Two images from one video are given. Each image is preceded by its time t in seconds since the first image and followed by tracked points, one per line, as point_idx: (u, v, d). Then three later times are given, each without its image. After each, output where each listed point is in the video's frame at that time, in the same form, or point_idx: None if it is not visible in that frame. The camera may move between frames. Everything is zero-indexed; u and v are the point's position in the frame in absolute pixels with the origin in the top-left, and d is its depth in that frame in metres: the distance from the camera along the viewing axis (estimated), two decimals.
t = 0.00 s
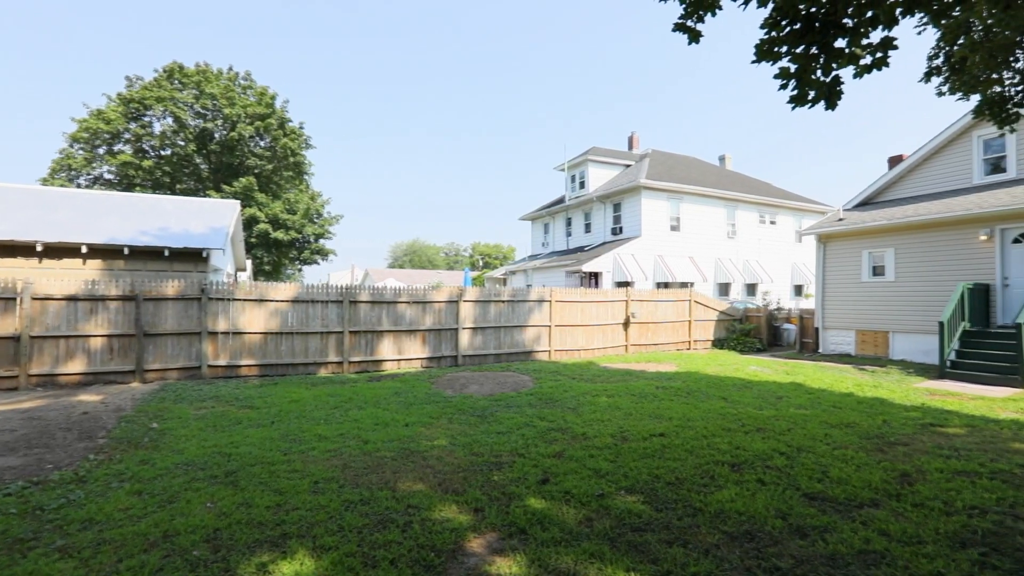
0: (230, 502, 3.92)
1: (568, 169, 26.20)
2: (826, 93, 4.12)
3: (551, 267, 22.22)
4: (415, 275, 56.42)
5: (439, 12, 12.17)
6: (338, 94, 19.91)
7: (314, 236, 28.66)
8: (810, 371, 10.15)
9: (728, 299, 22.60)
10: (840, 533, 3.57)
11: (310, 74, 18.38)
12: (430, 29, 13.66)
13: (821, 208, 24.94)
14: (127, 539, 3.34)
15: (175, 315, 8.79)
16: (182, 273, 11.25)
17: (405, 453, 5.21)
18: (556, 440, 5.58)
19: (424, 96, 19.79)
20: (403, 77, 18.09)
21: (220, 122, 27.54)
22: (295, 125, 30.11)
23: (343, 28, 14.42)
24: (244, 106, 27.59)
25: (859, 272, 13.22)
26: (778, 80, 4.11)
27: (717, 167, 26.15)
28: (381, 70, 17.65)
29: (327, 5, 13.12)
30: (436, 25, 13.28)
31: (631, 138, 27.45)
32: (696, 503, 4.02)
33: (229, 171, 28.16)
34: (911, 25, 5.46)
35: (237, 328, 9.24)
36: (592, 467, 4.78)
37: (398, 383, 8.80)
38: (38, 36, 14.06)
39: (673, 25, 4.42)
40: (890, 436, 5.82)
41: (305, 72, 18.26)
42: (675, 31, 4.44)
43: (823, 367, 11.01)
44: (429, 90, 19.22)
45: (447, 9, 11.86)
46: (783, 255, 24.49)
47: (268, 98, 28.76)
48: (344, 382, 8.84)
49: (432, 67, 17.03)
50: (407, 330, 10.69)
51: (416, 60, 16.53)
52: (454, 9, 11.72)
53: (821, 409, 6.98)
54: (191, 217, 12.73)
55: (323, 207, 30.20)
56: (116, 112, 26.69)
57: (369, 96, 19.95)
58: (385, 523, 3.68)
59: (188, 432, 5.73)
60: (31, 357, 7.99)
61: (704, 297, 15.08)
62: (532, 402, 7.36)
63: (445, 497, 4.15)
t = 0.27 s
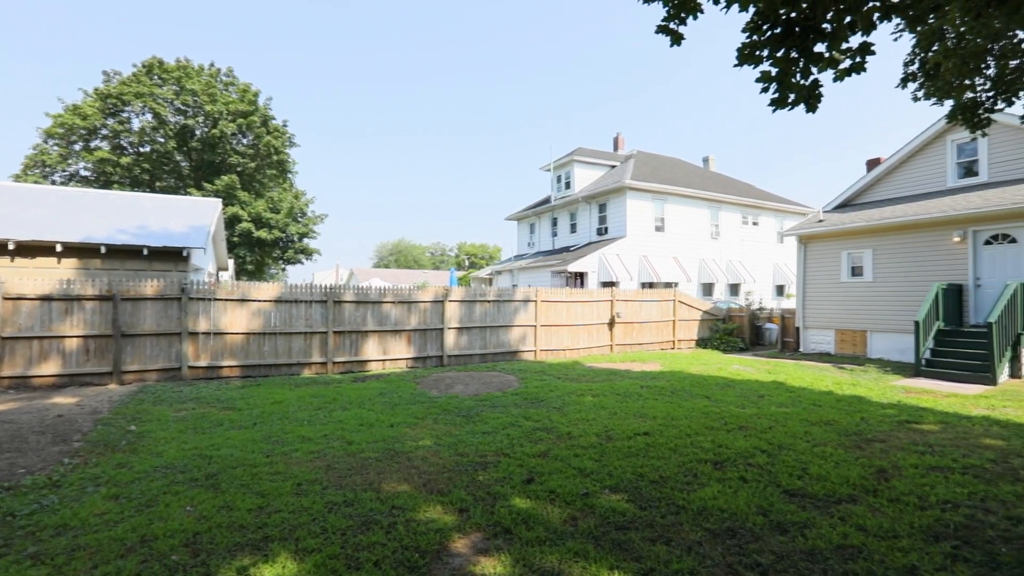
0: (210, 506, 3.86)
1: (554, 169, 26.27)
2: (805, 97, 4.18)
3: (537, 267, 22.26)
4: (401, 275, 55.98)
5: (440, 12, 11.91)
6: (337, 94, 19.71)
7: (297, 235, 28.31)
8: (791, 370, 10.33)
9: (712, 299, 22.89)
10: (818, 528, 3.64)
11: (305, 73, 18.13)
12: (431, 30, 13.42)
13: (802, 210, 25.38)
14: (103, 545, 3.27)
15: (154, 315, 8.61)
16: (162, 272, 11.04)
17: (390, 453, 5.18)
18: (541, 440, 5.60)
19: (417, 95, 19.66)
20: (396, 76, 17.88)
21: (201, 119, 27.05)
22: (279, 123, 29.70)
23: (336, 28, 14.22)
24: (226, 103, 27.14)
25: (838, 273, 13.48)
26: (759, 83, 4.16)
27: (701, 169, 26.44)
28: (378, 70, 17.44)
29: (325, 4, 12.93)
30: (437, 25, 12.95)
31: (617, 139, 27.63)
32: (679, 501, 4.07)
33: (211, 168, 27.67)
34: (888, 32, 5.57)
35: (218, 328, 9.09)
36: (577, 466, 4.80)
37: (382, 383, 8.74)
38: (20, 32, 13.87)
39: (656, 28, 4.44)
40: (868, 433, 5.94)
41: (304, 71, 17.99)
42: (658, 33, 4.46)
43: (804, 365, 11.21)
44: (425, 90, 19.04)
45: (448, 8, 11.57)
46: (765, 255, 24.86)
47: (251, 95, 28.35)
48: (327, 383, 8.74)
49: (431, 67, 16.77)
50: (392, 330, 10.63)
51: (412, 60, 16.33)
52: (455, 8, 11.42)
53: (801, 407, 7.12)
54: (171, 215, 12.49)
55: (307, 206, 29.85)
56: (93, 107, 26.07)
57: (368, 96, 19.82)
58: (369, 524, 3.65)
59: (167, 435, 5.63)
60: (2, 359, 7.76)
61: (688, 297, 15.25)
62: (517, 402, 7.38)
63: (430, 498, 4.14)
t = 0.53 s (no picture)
0: (190, 509, 3.79)
1: (540, 169, 26.32)
2: (786, 100, 4.21)
3: (523, 267, 22.29)
4: (387, 275, 55.53)
5: (432, 12, 11.77)
6: (323, 93, 19.51)
7: (281, 234, 27.94)
8: (773, 369, 10.50)
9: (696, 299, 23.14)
10: (798, 524, 3.70)
11: (305, 73, 17.84)
12: (426, 29, 13.26)
13: (784, 211, 25.80)
14: (78, 552, 3.19)
15: (133, 315, 8.43)
16: (140, 271, 10.82)
17: (374, 455, 5.14)
18: (526, 439, 5.61)
19: (404, 95, 19.55)
20: (382, 76, 17.75)
21: (181, 116, 26.55)
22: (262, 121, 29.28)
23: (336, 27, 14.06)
24: (207, 99, 26.67)
25: (819, 273, 13.73)
26: (741, 86, 4.18)
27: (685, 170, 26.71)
28: (363, 69, 17.28)
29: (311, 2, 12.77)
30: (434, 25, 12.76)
31: (602, 140, 27.78)
32: (662, 499, 4.11)
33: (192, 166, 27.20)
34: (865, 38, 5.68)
35: (199, 328, 8.94)
36: (562, 466, 4.82)
37: (367, 383, 8.67)
38: None
39: (640, 30, 4.44)
40: (846, 430, 6.07)
41: (302, 71, 17.66)
42: (642, 36, 4.47)
43: (785, 364, 11.40)
44: (412, 89, 18.94)
45: (437, 8, 11.44)
46: (748, 256, 25.21)
47: (233, 92, 27.91)
48: (311, 384, 8.63)
49: (421, 67, 16.65)
50: (377, 330, 10.55)
51: (399, 60, 16.22)
52: (444, 8, 11.29)
53: (782, 405, 7.24)
54: (150, 213, 12.25)
55: (290, 205, 29.49)
56: (68, 102, 25.42)
57: (354, 95, 19.65)
58: (353, 526, 3.63)
59: (145, 437, 5.52)
60: None
61: (672, 297, 15.40)
62: (502, 402, 7.38)
63: (414, 498, 4.12)
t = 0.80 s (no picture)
0: (169, 513, 3.72)
1: (526, 169, 26.34)
2: (768, 102, 4.24)
3: (510, 267, 22.28)
4: (372, 275, 55.08)
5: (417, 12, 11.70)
6: (306, 91, 19.27)
7: (264, 233, 27.56)
8: (756, 368, 10.66)
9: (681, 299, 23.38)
10: (780, 521, 3.76)
11: (295, 71, 17.56)
12: (411, 30, 13.19)
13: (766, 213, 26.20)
14: (53, 558, 3.11)
15: (110, 315, 8.25)
16: (118, 270, 10.59)
17: (359, 456, 5.10)
18: (512, 439, 5.61)
19: (389, 94, 19.41)
20: (367, 75, 17.60)
21: (161, 112, 26.00)
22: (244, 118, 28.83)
23: (324, 26, 13.88)
24: (188, 96, 26.17)
25: (800, 274, 13.96)
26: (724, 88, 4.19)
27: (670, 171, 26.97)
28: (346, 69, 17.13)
29: None
30: (425, 26, 12.63)
31: (588, 140, 27.89)
32: (647, 497, 4.14)
33: (173, 163, 26.70)
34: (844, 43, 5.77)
35: (179, 329, 8.77)
36: (547, 465, 4.83)
37: (351, 384, 8.61)
38: None
39: (625, 32, 4.44)
40: (826, 428, 6.18)
41: (289, 69, 17.38)
42: (626, 38, 4.46)
43: (768, 363, 11.57)
44: (397, 89, 18.81)
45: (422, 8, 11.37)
46: (732, 256, 25.55)
47: (215, 88, 27.43)
48: (295, 385, 8.53)
49: (405, 66, 16.56)
50: (362, 330, 10.47)
51: (383, 60, 16.11)
52: (430, 8, 11.22)
53: (764, 404, 7.35)
54: (129, 212, 12.00)
55: (274, 204, 29.11)
56: (43, 97, 24.73)
57: (338, 94, 19.44)
58: (336, 528, 3.59)
59: (123, 440, 5.41)
60: None
61: (657, 296, 15.54)
62: (488, 402, 7.37)
63: (399, 499, 4.09)
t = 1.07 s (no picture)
0: (147, 517, 3.65)
1: (512, 169, 26.35)
2: (750, 104, 4.29)
3: (496, 267, 22.27)
4: (358, 274, 54.63)
5: (401, 11, 11.60)
6: (290, 89, 19.00)
7: (247, 232, 27.16)
8: (739, 367, 10.79)
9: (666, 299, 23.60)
10: (762, 517, 3.82)
11: (280, 69, 17.29)
12: (396, 29, 13.09)
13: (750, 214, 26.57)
14: (24, 565, 3.02)
15: (86, 315, 8.05)
16: (95, 270, 10.35)
17: (343, 456, 5.06)
18: (498, 439, 5.61)
19: (374, 93, 19.25)
20: (352, 74, 17.42)
21: (141, 108, 25.46)
22: (227, 115, 28.37)
23: (310, 27, 13.70)
24: (169, 92, 25.67)
25: (782, 274, 14.17)
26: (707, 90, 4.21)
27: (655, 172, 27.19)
28: (331, 67, 16.94)
29: None
30: (407, 23, 12.42)
31: (575, 141, 27.97)
32: (632, 495, 4.17)
33: (152, 161, 26.17)
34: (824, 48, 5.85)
35: (159, 329, 8.61)
36: (533, 465, 4.83)
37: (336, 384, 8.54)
38: None
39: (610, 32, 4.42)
40: (807, 425, 6.29)
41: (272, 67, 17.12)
42: (611, 38, 4.44)
43: (751, 362, 11.73)
44: (383, 88, 18.64)
45: (408, 7, 11.26)
46: (716, 257, 25.86)
47: (196, 84, 26.93)
48: (277, 386, 8.42)
49: (390, 66, 16.45)
50: (347, 330, 10.38)
51: (368, 59, 15.98)
52: (415, 7, 11.14)
53: (747, 402, 7.45)
54: (106, 210, 11.73)
55: (257, 202, 28.70)
56: (16, 91, 24.05)
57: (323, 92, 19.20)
58: (320, 530, 3.56)
59: (100, 443, 5.29)
60: None
61: (642, 297, 15.66)
62: (474, 402, 7.36)
63: (384, 500, 4.06)
